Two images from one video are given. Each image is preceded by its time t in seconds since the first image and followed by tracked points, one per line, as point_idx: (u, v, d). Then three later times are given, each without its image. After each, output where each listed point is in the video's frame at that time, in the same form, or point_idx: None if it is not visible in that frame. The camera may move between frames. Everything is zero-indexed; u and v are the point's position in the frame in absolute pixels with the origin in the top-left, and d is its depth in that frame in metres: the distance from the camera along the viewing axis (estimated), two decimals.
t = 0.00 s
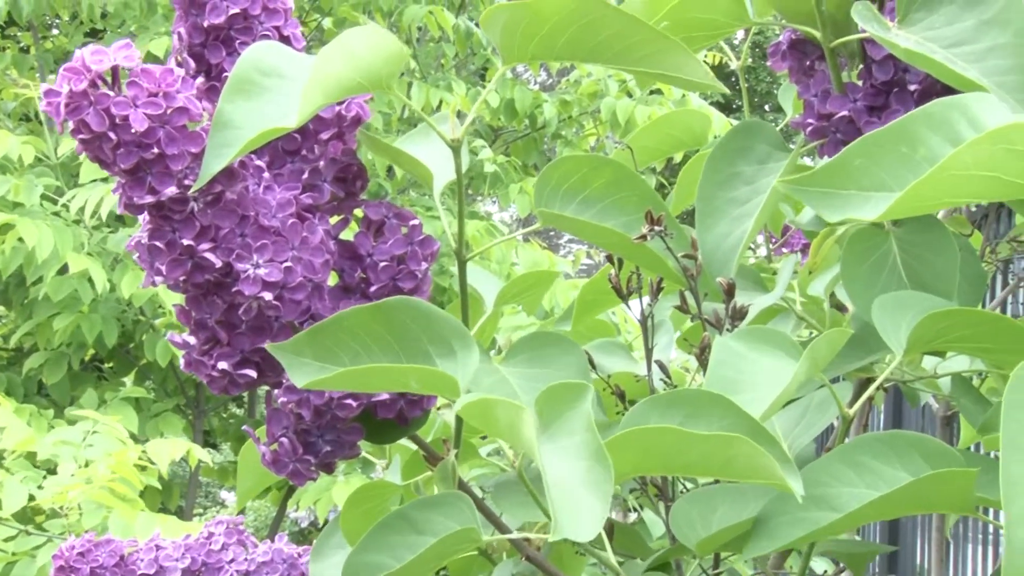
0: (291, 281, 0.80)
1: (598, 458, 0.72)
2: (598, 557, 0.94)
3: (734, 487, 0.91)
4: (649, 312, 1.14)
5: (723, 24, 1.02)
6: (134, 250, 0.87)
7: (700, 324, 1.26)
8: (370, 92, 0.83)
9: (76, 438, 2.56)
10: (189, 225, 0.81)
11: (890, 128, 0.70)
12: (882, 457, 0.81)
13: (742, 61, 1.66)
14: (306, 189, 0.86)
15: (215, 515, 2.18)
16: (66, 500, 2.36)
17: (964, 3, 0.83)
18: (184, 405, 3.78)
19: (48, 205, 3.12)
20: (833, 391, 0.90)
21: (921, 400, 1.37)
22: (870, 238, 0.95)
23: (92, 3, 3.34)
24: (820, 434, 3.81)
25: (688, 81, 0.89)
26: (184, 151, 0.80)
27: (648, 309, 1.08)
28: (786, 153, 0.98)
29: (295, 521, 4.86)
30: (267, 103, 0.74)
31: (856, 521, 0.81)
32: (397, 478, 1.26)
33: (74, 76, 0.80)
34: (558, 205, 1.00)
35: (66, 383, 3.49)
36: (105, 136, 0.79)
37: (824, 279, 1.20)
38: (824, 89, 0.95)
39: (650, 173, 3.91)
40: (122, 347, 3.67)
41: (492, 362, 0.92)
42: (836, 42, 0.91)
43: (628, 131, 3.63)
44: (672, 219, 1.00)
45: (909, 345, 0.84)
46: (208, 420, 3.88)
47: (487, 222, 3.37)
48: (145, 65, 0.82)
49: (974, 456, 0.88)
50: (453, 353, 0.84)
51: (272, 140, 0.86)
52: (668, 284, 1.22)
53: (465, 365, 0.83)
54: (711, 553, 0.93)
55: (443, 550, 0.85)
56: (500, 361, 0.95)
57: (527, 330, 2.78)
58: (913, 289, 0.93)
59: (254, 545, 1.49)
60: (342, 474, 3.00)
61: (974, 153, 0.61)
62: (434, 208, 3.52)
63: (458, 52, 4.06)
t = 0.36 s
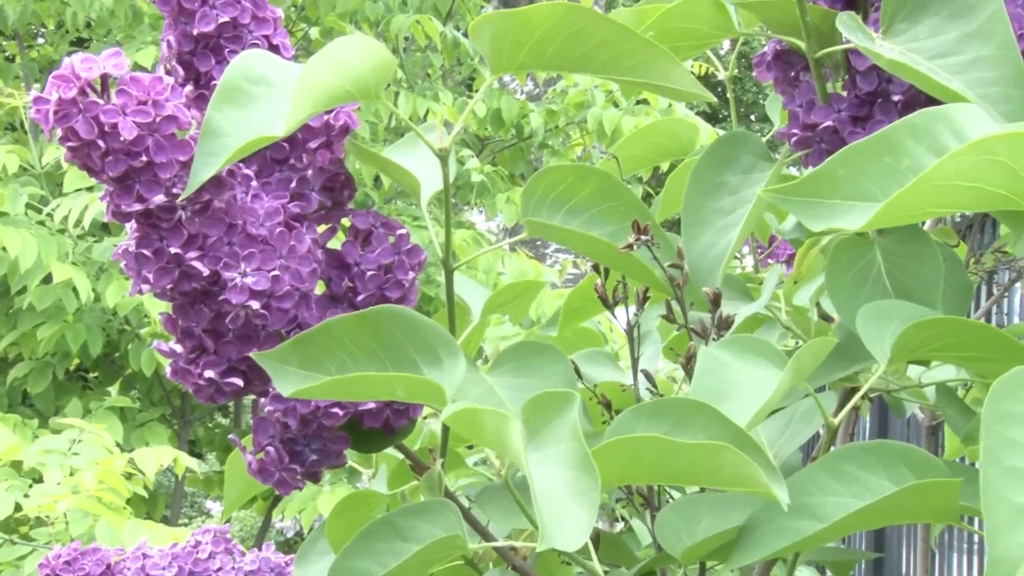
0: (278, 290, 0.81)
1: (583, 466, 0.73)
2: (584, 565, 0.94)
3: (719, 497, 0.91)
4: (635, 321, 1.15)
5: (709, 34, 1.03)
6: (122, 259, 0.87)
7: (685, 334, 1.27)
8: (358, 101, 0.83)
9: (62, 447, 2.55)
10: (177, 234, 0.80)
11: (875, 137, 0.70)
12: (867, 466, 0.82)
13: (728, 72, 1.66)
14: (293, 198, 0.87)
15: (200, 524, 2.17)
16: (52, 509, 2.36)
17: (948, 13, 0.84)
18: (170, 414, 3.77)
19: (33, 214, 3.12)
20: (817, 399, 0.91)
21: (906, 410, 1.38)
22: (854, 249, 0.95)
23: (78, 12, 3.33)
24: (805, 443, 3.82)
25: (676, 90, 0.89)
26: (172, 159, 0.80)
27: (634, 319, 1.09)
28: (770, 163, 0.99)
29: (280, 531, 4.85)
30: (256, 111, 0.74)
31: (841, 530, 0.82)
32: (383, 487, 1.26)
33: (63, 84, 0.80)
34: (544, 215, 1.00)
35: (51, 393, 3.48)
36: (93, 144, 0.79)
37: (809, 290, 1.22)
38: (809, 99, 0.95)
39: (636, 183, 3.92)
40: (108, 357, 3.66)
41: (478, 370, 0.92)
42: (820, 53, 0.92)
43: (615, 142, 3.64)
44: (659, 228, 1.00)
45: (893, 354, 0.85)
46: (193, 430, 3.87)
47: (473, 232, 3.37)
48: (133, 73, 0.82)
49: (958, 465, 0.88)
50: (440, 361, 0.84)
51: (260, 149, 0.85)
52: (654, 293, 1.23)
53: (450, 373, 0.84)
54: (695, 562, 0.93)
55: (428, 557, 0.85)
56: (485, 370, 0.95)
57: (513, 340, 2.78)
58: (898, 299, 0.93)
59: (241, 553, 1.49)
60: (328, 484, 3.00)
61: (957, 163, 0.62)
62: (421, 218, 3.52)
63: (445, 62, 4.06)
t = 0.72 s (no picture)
0: (266, 299, 0.80)
1: (570, 476, 0.73)
2: None
3: (706, 506, 0.91)
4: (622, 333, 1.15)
5: (693, 46, 1.04)
6: (109, 269, 0.87)
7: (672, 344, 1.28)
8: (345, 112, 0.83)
9: (51, 460, 2.55)
10: (165, 243, 0.81)
11: (856, 149, 0.71)
12: (851, 479, 0.82)
13: (716, 83, 1.67)
14: (281, 209, 0.87)
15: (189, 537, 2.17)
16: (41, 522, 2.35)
17: (931, 24, 0.84)
18: (158, 426, 3.76)
19: (21, 226, 3.11)
20: (804, 411, 0.91)
21: (895, 422, 1.38)
22: (839, 259, 0.96)
23: (66, 23, 3.33)
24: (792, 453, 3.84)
25: (658, 100, 0.90)
26: (160, 168, 0.80)
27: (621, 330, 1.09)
28: (755, 175, 1.00)
29: (269, 543, 4.84)
30: (242, 122, 0.75)
31: (825, 542, 0.82)
32: (371, 499, 1.26)
33: (52, 92, 0.81)
34: (531, 225, 1.01)
35: (38, 405, 3.47)
36: (82, 152, 0.79)
37: (794, 301, 1.23)
38: (793, 111, 0.96)
39: (625, 194, 3.92)
40: (96, 368, 3.65)
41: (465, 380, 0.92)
42: (804, 64, 0.92)
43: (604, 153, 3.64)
44: (646, 239, 1.00)
45: (878, 364, 0.85)
46: (181, 441, 3.86)
47: (462, 244, 3.37)
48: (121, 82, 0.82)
49: (942, 476, 0.89)
50: (428, 371, 0.84)
51: (248, 159, 0.86)
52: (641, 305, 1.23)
53: (438, 380, 0.83)
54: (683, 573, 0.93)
55: (415, 566, 0.85)
56: (474, 381, 0.95)
57: (502, 351, 2.77)
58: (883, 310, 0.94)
59: (230, 566, 1.49)
60: (317, 496, 2.99)
61: (936, 173, 0.62)
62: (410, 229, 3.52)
63: (434, 74, 4.07)
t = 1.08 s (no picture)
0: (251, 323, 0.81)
1: (554, 504, 0.73)
2: None
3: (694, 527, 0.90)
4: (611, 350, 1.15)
5: (681, 65, 1.03)
6: (93, 291, 0.86)
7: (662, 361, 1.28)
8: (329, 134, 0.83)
9: (39, 480, 2.53)
10: (149, 267, 0.80)
11: (838, 175, 0.71)
12: (837, 498, 0.82)
13: (706, 100, 1.67)
14: (266, 229, 0.87)
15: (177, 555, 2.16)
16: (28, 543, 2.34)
17: (917, 44, 0.83)
18: (147, 443, 3.74)
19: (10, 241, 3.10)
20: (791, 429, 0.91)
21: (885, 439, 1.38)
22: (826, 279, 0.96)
23: (55, 39, 3.32)
24: (783, 470, 3.83)
25: (646, 122, 0.89)
26: (144, 192, 0.80)
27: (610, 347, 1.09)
28: (744, 193, 1.00)
29: (258, 560, 4.81)
30: (226, 145, 0.74)
31: (811, 563, 0.82)
32: (359, 518, 1.25)
33: (35, 118, 0.80)
34: (517, 246, 1.00)
35: (27, 422, 3.45)
36: (65, 177, 0.79)
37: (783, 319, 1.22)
38: (781, 131, 0.96)
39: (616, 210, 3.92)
40: (84, 385, 3.63)
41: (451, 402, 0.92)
42: (793, 84, 0.92)
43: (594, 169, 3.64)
44: (632, 258, 1.00)
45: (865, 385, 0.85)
46: (170, 458, 3.84)
47: (453, 260, 3.37)
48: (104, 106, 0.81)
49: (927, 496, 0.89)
50: (411, 396, 0.84)
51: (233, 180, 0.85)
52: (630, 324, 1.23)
53: (421, 404, 0.83)
54: None
55: None
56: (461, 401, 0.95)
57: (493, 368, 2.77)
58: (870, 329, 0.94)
59: None
60: (306, 513, 2.98)
61: (920, 201, 0.62)
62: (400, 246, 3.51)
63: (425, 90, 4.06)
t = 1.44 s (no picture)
0: (235, 334, 0.80)
1: (531, 507, 0.73)
2: None
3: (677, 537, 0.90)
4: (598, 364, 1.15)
5: (666, 80, 1.04)
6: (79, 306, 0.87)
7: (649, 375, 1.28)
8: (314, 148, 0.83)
9: (30, 497, 2.53)
10: (133, 279, 0.81)
11: (818, 189, 0.71)
12: (822, 509, 0.83)
13: (695, 114, 1.68)
14: (252, 244, 0.87)
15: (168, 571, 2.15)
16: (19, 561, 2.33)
17: (898, 57, 0.84)
18: (138, 457, 3.73)
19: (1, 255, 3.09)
20: (775, 441, 0.91)
21: (873, 452, 1.38)
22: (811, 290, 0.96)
23: (46, 53, 3.32)
24: (775, 483, 3.83)
25: (630, 132, 0.90)
26: (127, 205, 0.80)
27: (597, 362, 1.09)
28: (728, 207, 1.01)
29: None
30: (209, 159, 0.74)
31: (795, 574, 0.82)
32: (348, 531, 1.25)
33: (16, 131, 0.81)
34: (503, 259, 1.01)
35: (17, 437, 3.44)
36: (47, 190, 0.79)
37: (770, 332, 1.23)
38: (765, 144, 0.96)
39: (607, 224, 3.92)
40: (75, 399, 3.62)
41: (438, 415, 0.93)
42: (776, 99, 0.93)
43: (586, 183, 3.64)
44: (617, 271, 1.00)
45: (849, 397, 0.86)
46: (161, 473, 3.83)
47: (444, 273, 3.37)
48: (87, 120, 0.82)
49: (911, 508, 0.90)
50: (398, 402, 0.84)
51: (218, 196, 0.85)
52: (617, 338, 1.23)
53: (406, 412, 0.83)
54: None
55: None
56: (447, 414, 0.95)
57: (484, 382, 2.76)
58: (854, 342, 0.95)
59: None
60: (297, 527, 2.97)
61: (897, 214, 0.63)
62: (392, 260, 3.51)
63: (416, 104, 4.07)
